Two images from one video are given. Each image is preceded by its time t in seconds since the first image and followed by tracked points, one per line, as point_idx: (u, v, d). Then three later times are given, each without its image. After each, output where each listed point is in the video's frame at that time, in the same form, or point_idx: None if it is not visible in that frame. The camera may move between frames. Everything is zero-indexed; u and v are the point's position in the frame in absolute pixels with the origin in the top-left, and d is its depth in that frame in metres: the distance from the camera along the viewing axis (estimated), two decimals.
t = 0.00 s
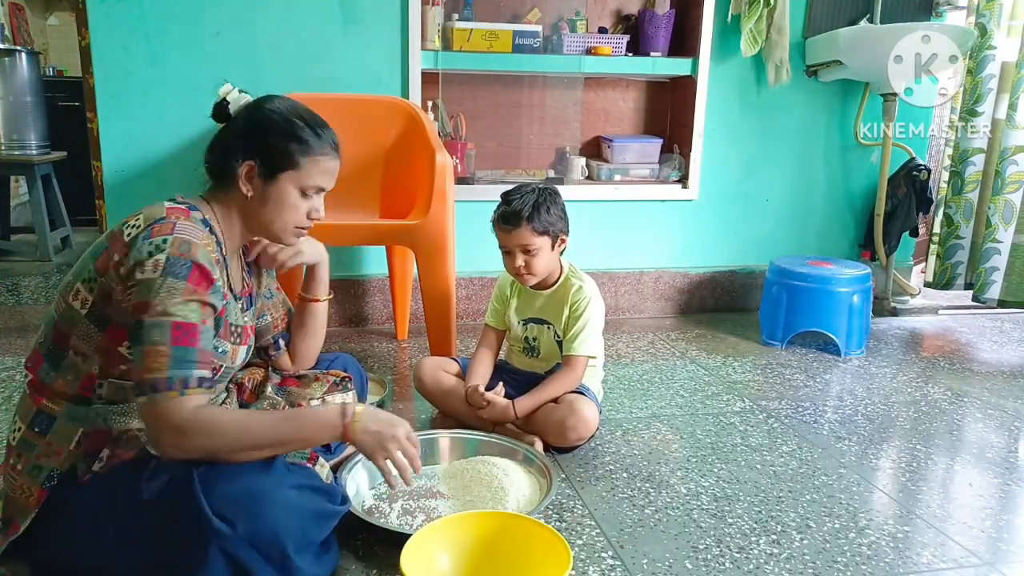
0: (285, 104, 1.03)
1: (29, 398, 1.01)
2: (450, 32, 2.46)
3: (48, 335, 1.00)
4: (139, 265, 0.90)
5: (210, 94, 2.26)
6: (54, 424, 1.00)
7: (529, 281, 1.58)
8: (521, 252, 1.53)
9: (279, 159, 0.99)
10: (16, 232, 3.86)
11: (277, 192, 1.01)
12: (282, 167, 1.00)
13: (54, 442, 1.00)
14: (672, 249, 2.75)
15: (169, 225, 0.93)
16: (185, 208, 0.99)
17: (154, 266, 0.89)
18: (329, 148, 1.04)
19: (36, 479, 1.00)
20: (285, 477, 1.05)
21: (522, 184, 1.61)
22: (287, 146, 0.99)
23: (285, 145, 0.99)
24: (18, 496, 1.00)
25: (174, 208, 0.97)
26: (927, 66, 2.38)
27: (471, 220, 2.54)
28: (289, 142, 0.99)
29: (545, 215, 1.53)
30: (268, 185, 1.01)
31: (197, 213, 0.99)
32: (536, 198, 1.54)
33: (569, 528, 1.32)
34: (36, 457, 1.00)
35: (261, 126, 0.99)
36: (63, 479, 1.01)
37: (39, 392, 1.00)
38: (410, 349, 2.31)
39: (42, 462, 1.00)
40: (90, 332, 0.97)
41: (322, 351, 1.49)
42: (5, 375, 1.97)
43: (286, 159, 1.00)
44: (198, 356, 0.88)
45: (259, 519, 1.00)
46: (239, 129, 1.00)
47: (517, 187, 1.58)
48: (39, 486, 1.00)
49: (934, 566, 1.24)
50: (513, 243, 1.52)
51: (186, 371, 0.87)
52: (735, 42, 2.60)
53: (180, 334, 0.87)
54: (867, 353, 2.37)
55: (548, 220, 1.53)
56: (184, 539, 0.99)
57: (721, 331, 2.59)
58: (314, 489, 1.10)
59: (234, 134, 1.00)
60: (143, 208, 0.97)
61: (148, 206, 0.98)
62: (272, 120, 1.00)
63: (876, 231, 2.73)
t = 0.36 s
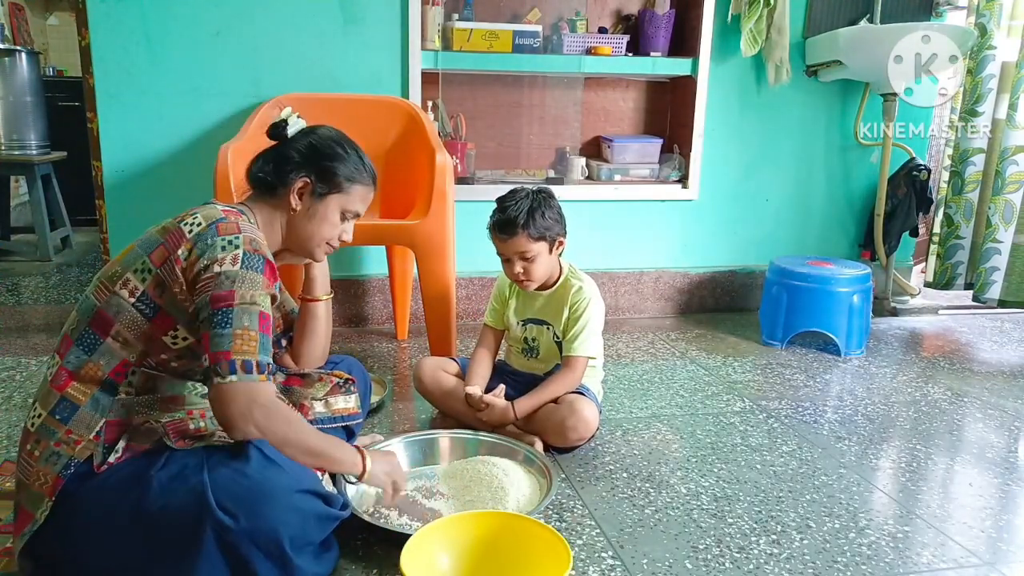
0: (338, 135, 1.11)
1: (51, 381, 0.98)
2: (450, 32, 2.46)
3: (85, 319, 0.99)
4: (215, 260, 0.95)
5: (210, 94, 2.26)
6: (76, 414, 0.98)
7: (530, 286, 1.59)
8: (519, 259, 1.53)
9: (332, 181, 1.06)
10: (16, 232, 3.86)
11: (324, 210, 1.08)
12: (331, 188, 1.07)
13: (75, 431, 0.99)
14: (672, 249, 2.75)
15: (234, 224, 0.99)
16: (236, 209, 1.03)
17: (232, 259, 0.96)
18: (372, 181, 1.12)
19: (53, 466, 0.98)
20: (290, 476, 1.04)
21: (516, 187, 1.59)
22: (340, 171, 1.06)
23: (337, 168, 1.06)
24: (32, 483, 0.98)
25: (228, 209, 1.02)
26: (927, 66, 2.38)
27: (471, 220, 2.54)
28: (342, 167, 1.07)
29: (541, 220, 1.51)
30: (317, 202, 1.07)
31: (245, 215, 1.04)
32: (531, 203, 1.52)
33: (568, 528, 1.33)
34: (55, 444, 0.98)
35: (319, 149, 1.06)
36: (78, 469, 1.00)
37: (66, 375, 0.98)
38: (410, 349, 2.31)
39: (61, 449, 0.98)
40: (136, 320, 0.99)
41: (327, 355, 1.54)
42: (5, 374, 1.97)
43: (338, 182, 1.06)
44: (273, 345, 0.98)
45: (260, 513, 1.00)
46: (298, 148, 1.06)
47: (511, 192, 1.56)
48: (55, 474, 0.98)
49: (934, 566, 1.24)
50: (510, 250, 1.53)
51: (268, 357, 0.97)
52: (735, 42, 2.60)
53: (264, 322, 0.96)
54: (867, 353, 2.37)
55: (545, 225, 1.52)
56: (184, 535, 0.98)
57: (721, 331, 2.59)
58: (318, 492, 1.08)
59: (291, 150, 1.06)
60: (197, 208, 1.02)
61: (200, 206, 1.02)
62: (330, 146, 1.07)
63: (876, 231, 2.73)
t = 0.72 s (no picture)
0: (348, 143, 1.12)
1: (52, 380, 0.99)
2: (450, 32, 2.46)
3: (87, 319, 0.99)
4: (218, 267, 0.96)
5: (210, 94, 2.26)
6: (76, 412, 0.98)
7: (529, 288, 1.59)
8: (516, 262, 1.53)
9: (342, 188, 1.07)
10: (16, 232, 3.86)
11: (332, 217, 1.08)
12: (342, 196, 1.07)
13: (74, 430, 0.98)
14: (672, 249, 2.75)
15: (239, 228, 0.99)
16: (240, 213, 1.04)
17: (235, 267, 0.97)
18: (378, 190, 1.13)
19: (52, 465, 0.98)
20: (289, 476, 1.04)
21: (511, 190, 1.58)
22: (350, 178, 1.07)
23: (349, 176, 1.07)
24: (32, 481, 0.98)
25: (233, 213, 1.03)
26: (927, 66, 2.38)
27: (471, 220, 2.54)
28: (354, 175, 1.08)
29: (536, 222, 1.51)
30: (326, 208, 1.07)
31: (250, 219, 1.04)
32: (525, 206, 1.51)
33: (568, 528, 1.33)
34: (54, 443, 0.98)
35: (331, 157, 1.07)
36: (78, 468, 1.00)
37: (67, 374, 0.98)
38: (410, 349, 2.31)
39: (60, 448, 0.98)
40: (138, 320, 0.99)
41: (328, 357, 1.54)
42: (5, 374, 1.97)
43: (348, 189, 1.07)
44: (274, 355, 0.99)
45: (259, 513, 1.00)
46: (310, 153, 1.07)
47: (505, 196, 1.56)
48: (55, 473, 0.98)
49: (934, 566, 1.24)
50: (507, 255, 1.53)
51: (266, 368, 0.97)
52: (735, 42, 2.60)
53: (263, 333, 0.97)
54: (867, 353, 2.37)
55: (539, 228, 1.52)
56: (184, 535, 0.98)
57: (721, 331, 2.59)
58: (318, 492, 1.08)
59: (303, 156, 1.06)
60: (202, 211, 1.02)
61: (205, 209, 1.03)
62: (341, 154, 1.08)
63: (876, 231, 2.73)
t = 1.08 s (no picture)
0: (356, 151, 1.12)
1: (51, 382, 0.98)
2: (450, 32, 2.46)
3: (87, 321, 0.99)
4: (217, 270, 0.95)
5: (210, 94, 2.26)
6: (77, 413, 0.98)
7: (529, 291, 1.59)
8: (516, 267, 1.53)
9: (348, 195, 1.07)
10: (16, 232, 3.86)
11: (336, 224, 1.08)
12: (348, 202, 1.08)
13: (75, 431, 0.99)
14: (672, 249, 2.75)
15: (240, 233, 0.99)
16: (243, 217, 1.03)
17: (234, 270, 0.96)
18: (383, 200, 1.13)
19: (52, 466, 0.98)
20: (289, 476, 1.03)
21: (509, 192, 1.57)
22: (357, 187, 1.08)
23: (356, 182, 1.08)
24: (32, 482, 0.98)
25: (236, 217, 1.02)
26: (927, 66, 2.38)
27: (471, 220, 2.54)
28: (360, 182, 1.08)
29: (535, 226, 1.51)
30: (331, 215, 1.07)
31: (253, 223, 1.04)
32: (524, 210, 1.51)
33: (568, 528, 1.33)
34: (55, 444, 0.98)
35: (339, 162, 1.08)
36: (78, 468, 1.00)
37: (66, 376, 0.98)
38: (410, 349, 2.31)
39: (61, 449, 0.98)
40: (139, 323, 0.99)
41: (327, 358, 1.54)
42: (5, 374, 1.97)
43: (354, 197, 1.08)
44: (269, 356, 0.97)
45: (259, 514, 1.00)
46: (320, 158, 1.07)
47: (504, 199, 1.55)
48: (55, 474, 0.98)
49: (934, 566, 1.24)
50: (507, 259, 1.52)
51: (259, 369, 0.95)
52: (735, 42, 2.60)
53: (258, 334, 0.95)
54: (867, 353, 2.37)
55: (538, 232, 1.51)
56: (184, 536, 0.98)
57: (721, 331, 2.59)
58: (318, 493, 1.08)
59: (312, 160, 1.07)
60: (204, 215, 1.01)
61: (207, 213, 1.02)
62: (350, 161, 1.09)
63: (876, 231, 2.73)
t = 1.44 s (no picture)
0: (355, 145, 1.12)
1: (54, 381, 0.98)
2: (450, 32, 2.46)
3: (92, 323, 0.99)
4: (233, 287, 0.96)
5: (210, 94, 2.26)
6: (80, 413, 0.98)
7: (530, 294, 1.60)
8: (515, 271, 1.53)
9: (349, 192, 1.07)
10: (17, 232, 3.86)
11: (338, 221, 1.08)
12: (349, 198, 1.08)
13: (78, 430, 0.98)
14: (672, 249, 2.75)
15: (250, 245, 0.98)
16: (250, 224, 1.02)
17: (251, 287, 0.96)
18: (384, 193, 1.13)
19: (55, 466, 0.98)
20: (290, 477, 1.03)
21: (505, 196, 1.57)
22: (357, 182, 1.08)
23: (356, 179, 1.08)
24: (34, 482, 0.98)
25: (243, 224, 1.01)
26: (927, 66, 2.38)
27: (471, 220, 2.54)
28: (360, 177, 1.08)
29: (531, 230, 1.50)
30: (332, 213, 1.07)
31: (258, 229, 1.03)
32: (520, 215, 1.50)
33: (568, 528, 1.33)
34: (58, 443, 0.98)
35: (338, 159, 1.07)
36: (81, 467, 1.00)
37: (69, 376, 0.98)
38: (410, 349, 2.31)
39: (63, 448, 0.98)
40: (144, 328, 0.98)
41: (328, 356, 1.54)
42: (5, 374, 1.97)
43: (355, 193, 1.08)
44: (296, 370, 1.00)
45: (260, 513, 1.00)
46: (318, 156, 1.07)
47: (499, 203, 1.55)
48: (57, 473, 0.98)
49: (934, 566, 1.24)
50: (505, 264, 1.52)
51: (290, 384, 0.99)
52: (736, 42, 2.60)
53: (284, 349, 0.98)
54: (867, 353, 2.37)
55: (535, 236, 1.51)
56: (185, 535, 0.98)
57: (721, 331, 2.59)
58: (319, 494, 1.07)
59: (311, 158, 1.07)
60: (212, 221, 1.00)
61: (215, 219, 1.01)
62: (348, 157, 1.09)
63: (876, 231, 2.73)
